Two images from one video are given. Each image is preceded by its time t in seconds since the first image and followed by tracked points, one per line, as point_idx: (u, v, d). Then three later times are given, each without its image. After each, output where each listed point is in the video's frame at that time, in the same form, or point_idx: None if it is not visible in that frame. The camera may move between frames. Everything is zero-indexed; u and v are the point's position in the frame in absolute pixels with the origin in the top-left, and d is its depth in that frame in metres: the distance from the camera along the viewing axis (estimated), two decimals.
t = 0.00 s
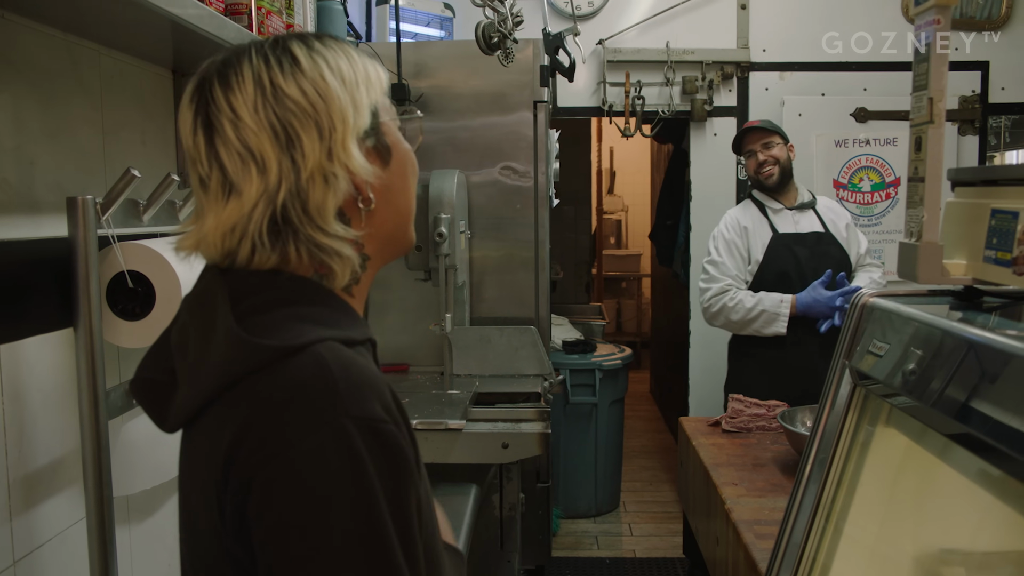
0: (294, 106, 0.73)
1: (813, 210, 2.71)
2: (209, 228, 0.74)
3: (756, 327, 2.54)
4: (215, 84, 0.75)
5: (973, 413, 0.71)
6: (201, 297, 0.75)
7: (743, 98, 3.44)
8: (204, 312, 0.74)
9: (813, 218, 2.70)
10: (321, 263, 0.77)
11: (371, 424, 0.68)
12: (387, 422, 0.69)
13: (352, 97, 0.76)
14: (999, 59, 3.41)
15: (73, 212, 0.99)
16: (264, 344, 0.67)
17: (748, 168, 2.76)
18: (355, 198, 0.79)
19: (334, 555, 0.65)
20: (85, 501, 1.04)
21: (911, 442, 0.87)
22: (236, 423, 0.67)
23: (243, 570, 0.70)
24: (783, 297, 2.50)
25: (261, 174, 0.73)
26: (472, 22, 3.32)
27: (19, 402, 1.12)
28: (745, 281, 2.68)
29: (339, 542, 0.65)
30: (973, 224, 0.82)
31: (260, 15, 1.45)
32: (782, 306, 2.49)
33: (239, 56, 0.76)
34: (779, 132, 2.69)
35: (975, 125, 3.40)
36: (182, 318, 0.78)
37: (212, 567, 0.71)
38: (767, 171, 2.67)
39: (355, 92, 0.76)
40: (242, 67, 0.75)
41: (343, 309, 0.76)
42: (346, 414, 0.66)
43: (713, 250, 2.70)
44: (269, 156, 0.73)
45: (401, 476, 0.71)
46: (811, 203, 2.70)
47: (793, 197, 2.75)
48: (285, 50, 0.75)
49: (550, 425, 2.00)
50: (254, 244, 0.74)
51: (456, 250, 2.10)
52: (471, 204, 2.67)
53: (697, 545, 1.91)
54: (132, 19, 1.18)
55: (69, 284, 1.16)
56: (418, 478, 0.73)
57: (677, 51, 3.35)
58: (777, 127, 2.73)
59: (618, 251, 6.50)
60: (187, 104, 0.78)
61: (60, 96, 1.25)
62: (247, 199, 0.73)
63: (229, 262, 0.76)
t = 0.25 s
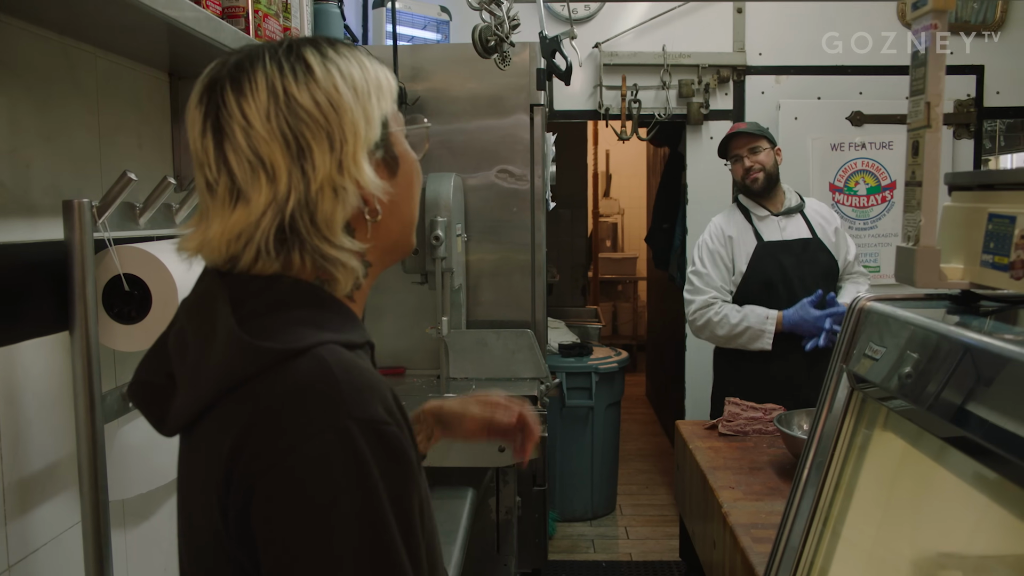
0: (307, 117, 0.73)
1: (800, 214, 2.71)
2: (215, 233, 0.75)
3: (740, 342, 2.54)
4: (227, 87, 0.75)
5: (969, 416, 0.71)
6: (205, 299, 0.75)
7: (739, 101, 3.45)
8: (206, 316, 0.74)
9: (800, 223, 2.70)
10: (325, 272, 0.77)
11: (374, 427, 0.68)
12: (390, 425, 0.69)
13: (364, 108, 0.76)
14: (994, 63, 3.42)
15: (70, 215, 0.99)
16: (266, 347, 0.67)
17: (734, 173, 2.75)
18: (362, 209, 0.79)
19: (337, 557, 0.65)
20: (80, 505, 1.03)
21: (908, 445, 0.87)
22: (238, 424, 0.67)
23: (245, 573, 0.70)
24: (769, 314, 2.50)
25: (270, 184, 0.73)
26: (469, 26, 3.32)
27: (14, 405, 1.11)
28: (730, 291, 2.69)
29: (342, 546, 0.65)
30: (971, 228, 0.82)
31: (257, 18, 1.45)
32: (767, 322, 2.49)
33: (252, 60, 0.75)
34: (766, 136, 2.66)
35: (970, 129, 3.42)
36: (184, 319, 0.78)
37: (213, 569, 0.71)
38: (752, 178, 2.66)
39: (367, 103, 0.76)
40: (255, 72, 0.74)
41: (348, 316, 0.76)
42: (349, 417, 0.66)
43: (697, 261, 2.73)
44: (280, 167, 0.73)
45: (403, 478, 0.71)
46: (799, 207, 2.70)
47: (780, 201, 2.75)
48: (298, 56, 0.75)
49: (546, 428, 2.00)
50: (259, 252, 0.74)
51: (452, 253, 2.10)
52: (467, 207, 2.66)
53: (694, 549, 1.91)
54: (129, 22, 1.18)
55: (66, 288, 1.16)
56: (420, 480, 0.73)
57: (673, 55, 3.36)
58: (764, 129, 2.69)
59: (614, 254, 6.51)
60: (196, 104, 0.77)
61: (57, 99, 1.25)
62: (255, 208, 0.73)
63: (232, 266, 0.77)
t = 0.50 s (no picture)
0: (313, 120, 0.73)
1: (802, 221, 2.71)
2: (216, 234, 0.75)
3: (735, 362, 2.54)
4: (233, 86, 0.75)
5: (962, 420, 0.71)
6: (206, 303, 0.76)
7: (734, 106, 3.46)
8: (204, 321, 0.75)
9: (801, 231, 2.70)
10: (326, 277, 0.77)
11: (370, 435, 0.68)
12: (388, 433, 0.69)
13: (370, 113, 0.76)
14: (987, 68, 3.44)
15: (65, 218, 0.98)
16: (263, 353, 0.67)
17: (734, 180, 2.78)
18: (365, 216, 0.80)
19: (332, 565, 0.65)
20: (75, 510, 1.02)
21: (905, 449, 0.87)
22: (234, 430, 0.67)
23: None
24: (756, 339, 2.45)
25: (274, 187, 0.73)
26: (465, 29, 3.32)
27: (9, 410, 1.10)
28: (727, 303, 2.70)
29: (338, 553, 0.65)
30: (968, 234, 0.83)
31: (254, 21, 1.45)
32: (753, 348, 2.45)
33: (260, 60, 0.75)
34: (765, 143, 2.71)
35: (963, 133, 3.44)
36: (183, 322, 0.78)
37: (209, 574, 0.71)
38: (754, 184, 2.69)
39: (373, 108, 0.76)
40: (262, 73, 0.74)
41: (347, 322, 0.76)
42: (345, 424, 0.66)
43: (697, 271, 2.74)
44: (284, 170, 0.73)
45: (400, 486, 0.71)
46: (799, 216, 2.70)
47: (780, 209, 2.76)
48: (307, 59, 0.75)
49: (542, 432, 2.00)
50: (259, 255, 0.74)
51: (447, 257, 2.10)
52: (463, 211, 2.66)
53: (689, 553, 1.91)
54: (126, 25, 1.18)
55: (62, 292, 1.15)
56: (418, 489, 0.73)
57: (668, 59, 3.37)
58: (765, 137, 2.75)
59: (608, 258, 6.52)
60: (202, 102, 0.77)
61: (53, 102, 1.25)
62: (257, 210, 0.73)
63: (232, 268, 0.77)
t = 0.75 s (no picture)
0: (313, 122, 0.74)
1: (804, 221, 2.72)
2: (216, 236, 0.76)
3: (728, 365, 2.45)
4: (232, 88, 0.76)
5: (954, 420, 0.71)
6: (201, 305, 0.77)
7: (727, 106, 3.47)
8: (198, 322, 0.75)
9: (802, 230, 2.71)
10: (325, 279, 0.79)
11: (363, 439, 0.68)
12: (381, 437, 0.70)
13: (369, 114, 0.77)
14: (978, 69, 3.46)
15: (60, 219, 0.97)
16: (258, 357, 0.68)
17: (740, 176, 2.77)
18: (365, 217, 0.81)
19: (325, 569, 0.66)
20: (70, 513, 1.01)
21: (901, 448, 0.87)
22: (228, 434, 0.67)
23: None
24: (759, 348, 2.35)
25: (274, 189, 0.75)
26: (458, 30, 3.32)
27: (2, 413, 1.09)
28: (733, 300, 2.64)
29: (331, 557, 0.66)
30: (964, 234, 0.83)
31: (248, 22, 1.44)
32: (752, 355, 2.34)
33: (259, 61, 0.76)
34: (773, 140, 2.68)
35: (955, 134, 3.46)
36: (179, 325, 0.78)
37: None
38: (759, 181, 2.67)
39: (372, 109, 0.78)
40: (261, 74, 0.75)
41: (346, 323, 0.78)
42: (338, 429, 0.67)
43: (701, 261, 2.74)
44: (283, 172, 0.74)
45: (394, 491, 0.71)
46: (803, 216, 2.70)
47: (783, 208, 2.77)
48: (306, 60, 0.76)
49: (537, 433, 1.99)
50: (259, 258, 0.76)
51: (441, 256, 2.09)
52: (457, 212, 2.66)
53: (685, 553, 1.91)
54: (120, 25, 1.17)
55: (55, 294, 1.14)
56: (412, 492, 0.74)
57: (662, 60, 3.38)
58: (772, 133, 2.71)
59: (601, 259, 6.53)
60: (200, 103, 0.78)
61: (47, 103, 1.24)
62: (257, 213, 0.74)
63: (231, 270, 0.78)
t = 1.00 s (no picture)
0: (312, 117, 0.75)
1: (799, 222, 2.73)
2: (210, 228, 0.76)
3: (715, 373, 2.46)
4: (234, 79, 0.76)
5: (945, 418, 0.72)
6: (189, 304, 0.77)
7: (719, 106, 3.48)
8: (186, 322, 0.76)
9: (797, 231, 2.72)
10: (316, 278, 0.79)
11: (349, 442, 0.68)
12: (368, 440, 0.70)
13: (369, 113, 0.78)
14: (968, 70, 3.49)
15: (53, 217, 0.96)
16: (244, 359, 0.68)
17: (738, 174, 2.77)
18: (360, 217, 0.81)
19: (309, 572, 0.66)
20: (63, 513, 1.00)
21: (895, 446, 0.88)
22: (214, 436, 0.68)
23: None
24: (743, 361, 2.35)
25: (269, 183, 0.75)
26: (451, 29, 3.31)
27: None
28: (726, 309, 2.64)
29: (315, 560, 0.66)
30: (959, 233, 0.84)
31: (242, 20, 1.44)
32: (736, 368, 2.35)
33: (263, 53, 0.77)
34: (773, 139, 2.69)
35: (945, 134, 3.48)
36: (167, 324, 0.78)
37: None
38: (759, 179, 2.68)
39: (372, 108, 0.78)
40: (264, 66, 0.76)
41: (336, 326, 0.78)
42: (324, 432, 0.67)
43: (695, 261, 2.76)
44: (280, 166, 0.75)
45: (381, 494, 0.71)
46: (798, 216, 2.71)
47: (781, 208, 2.78)
48: (311, 55, 0.77)
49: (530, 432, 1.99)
50: (251, 252, 0.76)
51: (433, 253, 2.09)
52: (449, 211, 2.66)
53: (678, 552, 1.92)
54: (113, 23, 1.16)
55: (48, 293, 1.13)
56: (400, 496, 0.74)
57: (654, 60, 3.38)
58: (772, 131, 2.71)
59: (593, 259, 6.54)
60: (201, 93, 0.79)
61: (40, 100, 1.23)
62: (251, 206, 0.75)
63: (222, 263, 0.78)
